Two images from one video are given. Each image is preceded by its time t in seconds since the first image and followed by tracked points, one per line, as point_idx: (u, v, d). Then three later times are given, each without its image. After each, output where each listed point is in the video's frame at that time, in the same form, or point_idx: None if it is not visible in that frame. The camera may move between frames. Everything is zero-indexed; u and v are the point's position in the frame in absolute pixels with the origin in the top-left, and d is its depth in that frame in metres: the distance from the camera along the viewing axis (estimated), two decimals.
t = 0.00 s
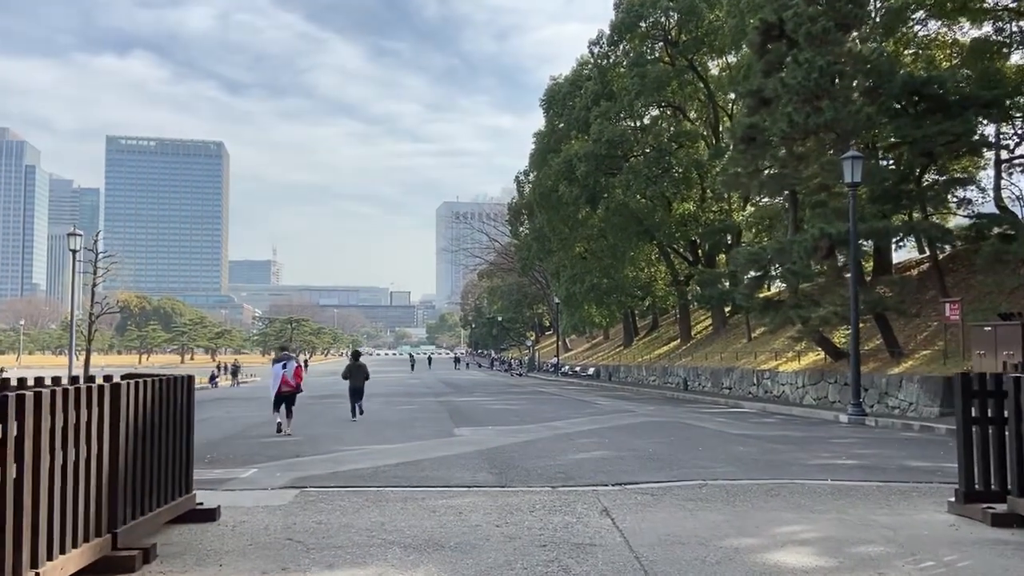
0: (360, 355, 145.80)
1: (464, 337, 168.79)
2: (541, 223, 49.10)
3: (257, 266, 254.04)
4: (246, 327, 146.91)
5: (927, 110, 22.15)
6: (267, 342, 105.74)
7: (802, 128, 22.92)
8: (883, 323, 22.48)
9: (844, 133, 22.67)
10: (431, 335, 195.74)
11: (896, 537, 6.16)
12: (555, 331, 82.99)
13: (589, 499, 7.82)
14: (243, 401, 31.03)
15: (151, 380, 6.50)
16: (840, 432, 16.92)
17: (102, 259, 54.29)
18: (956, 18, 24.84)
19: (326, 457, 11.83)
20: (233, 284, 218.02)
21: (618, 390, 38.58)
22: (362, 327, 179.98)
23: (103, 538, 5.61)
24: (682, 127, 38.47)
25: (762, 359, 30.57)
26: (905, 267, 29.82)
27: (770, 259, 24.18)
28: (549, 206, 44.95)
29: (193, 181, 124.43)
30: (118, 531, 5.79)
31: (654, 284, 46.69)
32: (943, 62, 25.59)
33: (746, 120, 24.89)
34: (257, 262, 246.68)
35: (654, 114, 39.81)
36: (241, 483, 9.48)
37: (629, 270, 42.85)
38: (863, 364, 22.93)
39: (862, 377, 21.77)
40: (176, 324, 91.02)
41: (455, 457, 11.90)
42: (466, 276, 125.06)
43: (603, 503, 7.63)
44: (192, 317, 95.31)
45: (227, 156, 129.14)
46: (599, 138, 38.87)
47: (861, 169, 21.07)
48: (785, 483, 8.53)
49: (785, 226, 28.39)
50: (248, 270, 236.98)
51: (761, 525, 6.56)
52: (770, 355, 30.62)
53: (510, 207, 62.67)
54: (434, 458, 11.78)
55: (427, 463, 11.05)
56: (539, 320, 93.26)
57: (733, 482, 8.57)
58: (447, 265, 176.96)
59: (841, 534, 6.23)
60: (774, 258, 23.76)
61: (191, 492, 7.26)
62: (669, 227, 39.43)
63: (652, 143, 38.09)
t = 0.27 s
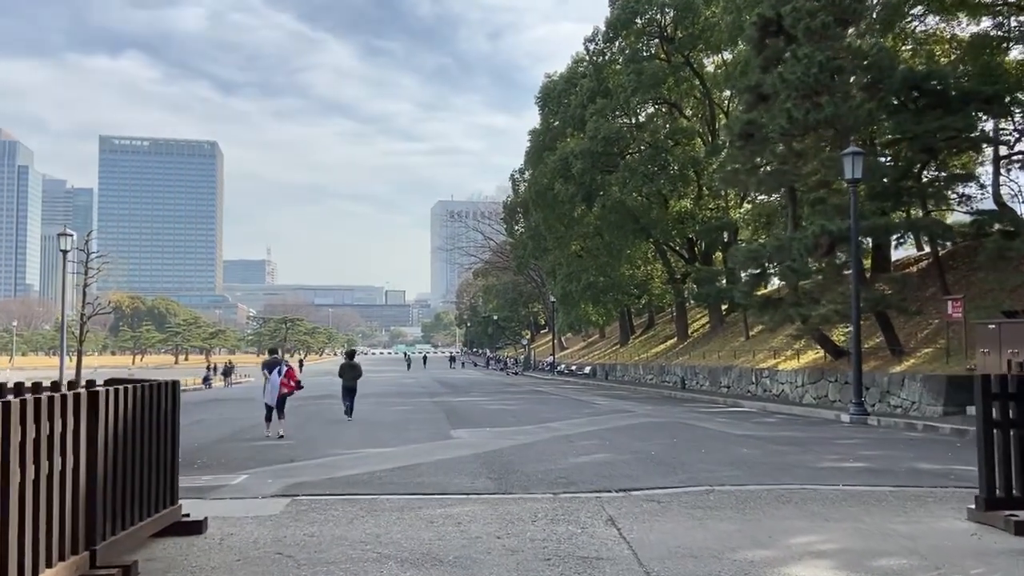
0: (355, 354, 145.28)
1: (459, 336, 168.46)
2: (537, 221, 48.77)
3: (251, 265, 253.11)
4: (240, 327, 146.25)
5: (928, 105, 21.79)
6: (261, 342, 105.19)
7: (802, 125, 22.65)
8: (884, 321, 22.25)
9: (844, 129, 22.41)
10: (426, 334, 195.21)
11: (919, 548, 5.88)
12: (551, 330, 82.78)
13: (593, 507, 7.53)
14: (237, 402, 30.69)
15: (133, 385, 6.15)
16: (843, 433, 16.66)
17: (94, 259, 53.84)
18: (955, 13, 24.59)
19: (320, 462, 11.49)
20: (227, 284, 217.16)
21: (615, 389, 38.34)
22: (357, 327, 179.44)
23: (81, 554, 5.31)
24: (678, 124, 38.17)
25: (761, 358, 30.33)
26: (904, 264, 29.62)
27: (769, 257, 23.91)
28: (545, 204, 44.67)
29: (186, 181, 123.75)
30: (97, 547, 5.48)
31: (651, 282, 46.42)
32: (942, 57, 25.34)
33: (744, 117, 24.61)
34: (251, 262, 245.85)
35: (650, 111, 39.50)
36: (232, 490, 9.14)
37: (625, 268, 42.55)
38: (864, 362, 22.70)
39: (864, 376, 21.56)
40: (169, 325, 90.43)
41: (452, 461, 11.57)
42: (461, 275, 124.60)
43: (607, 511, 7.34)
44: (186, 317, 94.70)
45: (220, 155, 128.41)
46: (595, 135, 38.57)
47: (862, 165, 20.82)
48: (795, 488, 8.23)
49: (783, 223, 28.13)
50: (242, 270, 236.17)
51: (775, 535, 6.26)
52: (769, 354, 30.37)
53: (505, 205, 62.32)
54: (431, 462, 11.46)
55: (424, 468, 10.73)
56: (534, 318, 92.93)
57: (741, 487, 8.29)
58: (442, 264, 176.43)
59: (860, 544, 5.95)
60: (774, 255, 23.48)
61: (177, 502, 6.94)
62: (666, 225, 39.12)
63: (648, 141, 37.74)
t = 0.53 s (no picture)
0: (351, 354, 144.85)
1: (456, 336, 168.17)
2: (534, 220, 48.47)
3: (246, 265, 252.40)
4: (236, 327, 145.70)
5: (932, 100, 21.52)
6: (257, 342, 104.70)
7: (805, 120, 22.36)
8: (888, 319, 21.99)
9: (847, 125, 22.13)
10: (423, 334, 194.80)
11: (949, 556, 5.59)
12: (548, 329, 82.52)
13: (602, 513, 7.21)
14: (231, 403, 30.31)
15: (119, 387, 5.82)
16: (849, 432, 16.37)
17: (89, 259, 53.34)
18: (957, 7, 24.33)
19: (318, 465, 11.15)
20: (223, 284, 216.50)
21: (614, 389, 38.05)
22: (353, 326, 178.99)
23: (64, 567, 4.98)
24: (677, 122, 37.87)
25: (761, 357, 30.05)
26: (906, 262, 29.38)
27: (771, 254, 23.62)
28: (542, 202, 44.33)
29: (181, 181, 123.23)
30: (80, 559, 5.14)
31: (649, 281, 46.15)
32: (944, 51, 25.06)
33: (745, 113, 24.29)
34: (247, 263, 245.21)
35: (648, 109, 39.21)
36: (225, 495, 8.79)
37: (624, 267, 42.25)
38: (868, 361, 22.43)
39: (868, 375, 21.30)
40: (165, 325, 89.95)
41: (453, 464, 11.24)
42: (458, 274, 124.29)
43: (617, 517, 7.03)
44: (181, 318, 94.19)
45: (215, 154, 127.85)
46: (593, 133, 38.23)
47: (866, 161, 20.54)
48: (810, 491, 7.93)
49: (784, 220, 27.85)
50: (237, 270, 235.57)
51: (796, 543, 5.95)
52: (769, 353, 30.10)
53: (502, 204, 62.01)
54: (431, 464, 11.14)
55: (425, 471, 10.40)
56: (531, 317, 92.64)
57: (755, 491, 7.98)
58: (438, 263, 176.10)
59: (887, 553, 5.65)
60: (776, 254, 23.20)
61: (166, 510, 6.61)
62: (665, 223, 38.81)
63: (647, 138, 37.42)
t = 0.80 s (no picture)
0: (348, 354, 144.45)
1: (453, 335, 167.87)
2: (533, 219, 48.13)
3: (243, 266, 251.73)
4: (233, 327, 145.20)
5: (937, 96, 21.24)
6: (254, 342, 104.26)
7: (809, 116, 22.05)
8: (893, 319, 21.70)
9: (852, 121, 21.83)
10: (420, 334, 194.39)
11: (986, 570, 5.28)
12: (546, 328, 82.23)
13: (614, 523, 6.89)
14: (227, 404, 29.93)
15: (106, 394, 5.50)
16: (857, 434, 16.06)
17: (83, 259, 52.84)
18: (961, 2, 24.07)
19: (315, 471, 10.81)
20: (220, 284, 215.85)
21: (614, 389, 37.73)
22: (350, 326, 178.51)
23: None
24: (677, 119, 37.57)
25: (763, 356, 29.76)
26: (909, 260, 29.13)
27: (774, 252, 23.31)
28: (541, 201, 43.99)
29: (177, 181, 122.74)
30: None
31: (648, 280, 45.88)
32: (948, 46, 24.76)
33: (747, 109, 23.96)
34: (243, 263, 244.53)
35: (648, 106, 38.91)
36: (219, 503, 8.45)
37: (623, 266, 41.94)
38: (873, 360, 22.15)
39: (874, 374, 21.03)
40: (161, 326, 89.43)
41: (455, 469, 10.90)
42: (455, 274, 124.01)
43: (630, 527, 6.71)
44: (177, 318, 93.66)
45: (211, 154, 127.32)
46: (593, 131, 37.91)
47: (871, 157, 20.25)
48: (829, 498, 7.61)
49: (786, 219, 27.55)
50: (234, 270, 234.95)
51: (821, 556, 5.64)
52: (771, 352, 29.80)
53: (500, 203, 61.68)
54: (432, 469, 10.80)
55: (426, 476, 10.06)
56: (529, 317, 92.36)
57: (771, 498, 7.66)
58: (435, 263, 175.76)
59: (920, 566, 5.34)
60: (780, 252, 22.90)
61: (155, 523, 6.27)
62: (665, 221, 38.49)
63: (647, 136, 37.09)
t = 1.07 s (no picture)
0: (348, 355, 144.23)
1: (453, 336, 167.67)
2: (534, 219, 47.83)
3: (242, 266, 251.36)
4: (233, 328, 144.92)
5: (945, 93, 20.98)
6: (255, 343, 103.98)
7: (815, 114, 21.76)
8: (900, 319, 21.42)
9: (858, 118, 21.53)
10: (420, 334, 194.14)
11: None
12: (546, 329, 81.93)
13: (626, 533, 6.60)
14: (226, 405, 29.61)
15: (96, 398, 5.24)
16: (867, 436, 15.78)
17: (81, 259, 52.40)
18: None
19: (315, 475, 10.52)
20: (219, 285, 215.50)
21: (617, 390, 37.44)
22: (350, 327, 178.34)
23: None
24: (679, 118, 37.35)
25: (767, 357, 29.46)
26: (914, 259, 28.86)
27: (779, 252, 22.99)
28: (542, 201, 43.67)
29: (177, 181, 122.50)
30: None
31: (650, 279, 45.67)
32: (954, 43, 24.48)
33: (752, 107, 23.65)
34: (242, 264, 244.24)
35: (650, 105, 38.63)
36: (216, 509, 8.18)
37: (624, 266, 41.68)
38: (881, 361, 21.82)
39: (881, 375, 20.76)
40: (161, 326, 89.08)
41: (458, 472, 10.63)
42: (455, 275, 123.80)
43: (643, 538, 6.43)
44: (177, 319, 93.26)
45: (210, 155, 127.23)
46: (594, 129, 37.60)
47: (879, 154, 19.97)
48: (848, 506, 7.33)
49: (791, 218, 27.28)
50: (234, 270, 234.91)
51: (849, 568, 5.36)
52: (775, 352, 29.50)
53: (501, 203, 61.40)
54: (435, 474, 10.52)
55: (429, 481, 9.78)
56: (529, 317, 92.10)
57: (789, 506, 7.38)
58: (435, 264, 175.57)
59: None
60: (785, 251, 22.60)
61: (147, 532, 6.02)
62: (667, 220, 38.19)
63: (650, 134, 36.82)
